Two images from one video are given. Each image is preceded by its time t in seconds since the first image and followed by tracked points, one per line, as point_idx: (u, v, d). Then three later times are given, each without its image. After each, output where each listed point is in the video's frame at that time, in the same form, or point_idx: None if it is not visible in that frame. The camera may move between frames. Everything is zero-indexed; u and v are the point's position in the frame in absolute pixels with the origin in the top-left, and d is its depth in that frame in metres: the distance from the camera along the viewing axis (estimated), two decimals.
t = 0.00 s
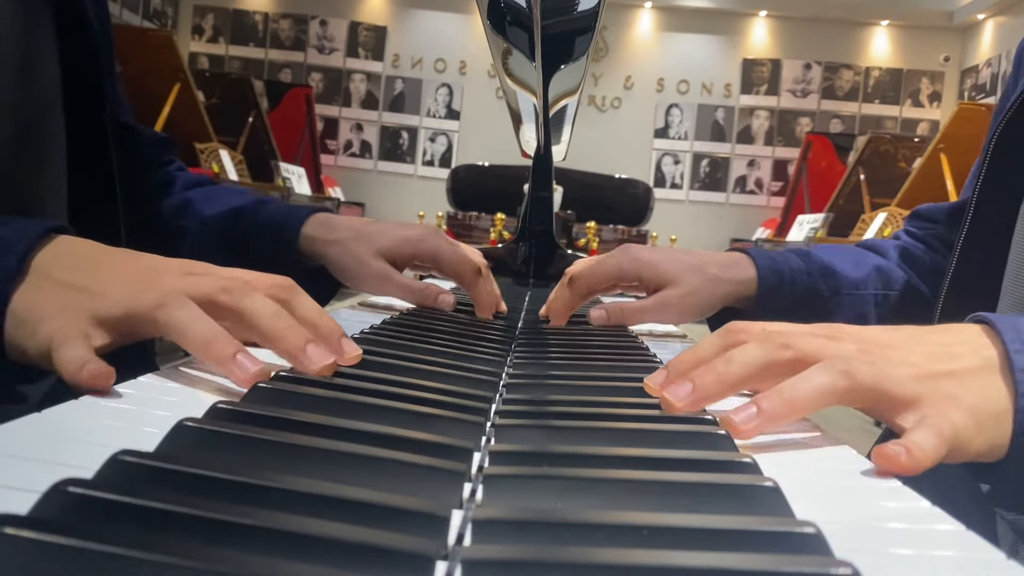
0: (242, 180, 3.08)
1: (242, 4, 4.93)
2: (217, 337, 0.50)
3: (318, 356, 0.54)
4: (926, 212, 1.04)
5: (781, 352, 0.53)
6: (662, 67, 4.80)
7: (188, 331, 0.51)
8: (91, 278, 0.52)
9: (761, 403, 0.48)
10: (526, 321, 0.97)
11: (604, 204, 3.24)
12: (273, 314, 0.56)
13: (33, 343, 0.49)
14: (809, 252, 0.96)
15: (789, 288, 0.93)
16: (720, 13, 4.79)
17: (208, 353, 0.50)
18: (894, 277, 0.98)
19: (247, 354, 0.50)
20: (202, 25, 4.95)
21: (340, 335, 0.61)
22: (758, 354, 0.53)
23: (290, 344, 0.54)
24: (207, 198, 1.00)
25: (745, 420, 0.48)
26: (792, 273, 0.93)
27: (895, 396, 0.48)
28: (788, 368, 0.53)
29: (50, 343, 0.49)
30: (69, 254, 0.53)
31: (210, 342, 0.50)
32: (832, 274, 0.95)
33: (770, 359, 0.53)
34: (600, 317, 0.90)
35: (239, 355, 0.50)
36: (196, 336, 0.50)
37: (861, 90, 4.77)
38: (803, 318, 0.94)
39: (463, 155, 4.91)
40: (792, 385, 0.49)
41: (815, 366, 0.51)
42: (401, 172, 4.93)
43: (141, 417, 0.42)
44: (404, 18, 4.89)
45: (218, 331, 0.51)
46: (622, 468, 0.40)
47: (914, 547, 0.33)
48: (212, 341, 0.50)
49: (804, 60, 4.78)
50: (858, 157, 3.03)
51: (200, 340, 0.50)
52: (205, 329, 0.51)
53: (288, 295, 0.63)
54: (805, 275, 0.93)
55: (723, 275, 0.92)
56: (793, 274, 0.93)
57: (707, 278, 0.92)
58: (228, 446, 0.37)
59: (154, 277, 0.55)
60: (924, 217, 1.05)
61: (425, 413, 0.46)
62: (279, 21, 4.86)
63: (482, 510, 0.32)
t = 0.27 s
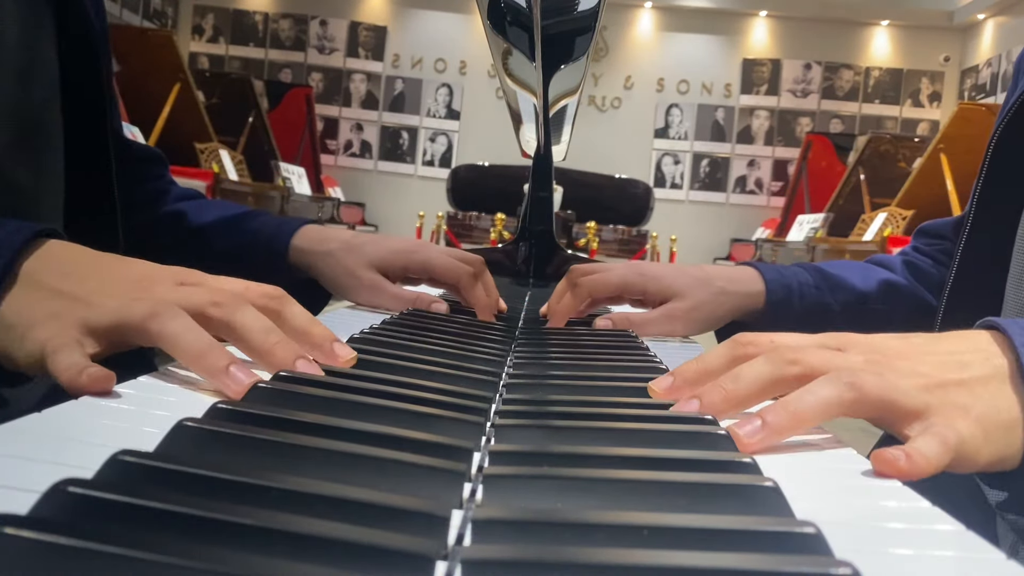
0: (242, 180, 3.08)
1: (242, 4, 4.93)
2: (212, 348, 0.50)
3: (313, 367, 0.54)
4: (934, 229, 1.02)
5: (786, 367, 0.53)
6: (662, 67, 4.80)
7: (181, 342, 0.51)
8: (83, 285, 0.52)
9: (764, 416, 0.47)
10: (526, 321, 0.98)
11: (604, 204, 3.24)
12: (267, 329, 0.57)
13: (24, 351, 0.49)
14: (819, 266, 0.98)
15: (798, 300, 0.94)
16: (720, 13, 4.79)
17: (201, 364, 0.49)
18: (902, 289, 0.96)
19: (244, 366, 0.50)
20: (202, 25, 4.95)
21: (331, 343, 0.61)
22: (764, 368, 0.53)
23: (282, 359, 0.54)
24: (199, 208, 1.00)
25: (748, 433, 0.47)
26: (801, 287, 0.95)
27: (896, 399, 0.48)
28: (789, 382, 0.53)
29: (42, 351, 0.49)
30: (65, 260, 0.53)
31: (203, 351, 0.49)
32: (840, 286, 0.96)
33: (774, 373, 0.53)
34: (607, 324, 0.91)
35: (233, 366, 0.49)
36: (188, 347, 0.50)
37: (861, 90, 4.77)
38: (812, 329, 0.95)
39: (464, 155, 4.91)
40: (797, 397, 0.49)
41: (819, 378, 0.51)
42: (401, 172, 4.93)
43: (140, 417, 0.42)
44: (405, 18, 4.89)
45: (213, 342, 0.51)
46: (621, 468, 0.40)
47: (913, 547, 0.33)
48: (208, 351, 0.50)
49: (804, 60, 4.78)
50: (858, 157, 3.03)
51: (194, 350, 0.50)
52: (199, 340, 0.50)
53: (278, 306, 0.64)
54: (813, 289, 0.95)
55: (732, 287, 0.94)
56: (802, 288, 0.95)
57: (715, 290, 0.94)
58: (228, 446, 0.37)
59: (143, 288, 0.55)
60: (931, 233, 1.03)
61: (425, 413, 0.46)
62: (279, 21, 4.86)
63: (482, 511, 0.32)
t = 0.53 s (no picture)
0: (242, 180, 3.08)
1: (242, 4, 4.93)
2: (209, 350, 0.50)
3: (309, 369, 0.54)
4: (933, 229, 1.03)
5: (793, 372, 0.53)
6: (662, 67, 4.80)
7: (178, 345, 0.51)
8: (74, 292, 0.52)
9: (767, 415, 0.48)
10: (527, 321, 0.98)
11: (604, 204, 3.24)
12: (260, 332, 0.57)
13: (15, 359, 0.48)
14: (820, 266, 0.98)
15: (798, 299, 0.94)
16: (720, 13, 4.79)
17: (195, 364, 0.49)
18: (902, 289, 0.96)
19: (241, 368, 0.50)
20: (202, 25, 4.95)
21: (318, 347, 0.60)
22: (771, 375, 0.53)
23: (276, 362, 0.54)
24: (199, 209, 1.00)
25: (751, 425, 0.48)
26: (802, 286, 0.95)
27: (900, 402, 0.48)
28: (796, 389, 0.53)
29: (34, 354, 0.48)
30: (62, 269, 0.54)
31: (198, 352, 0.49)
32: (840, 287, 0.95)
33: (780, 378, 0.53)
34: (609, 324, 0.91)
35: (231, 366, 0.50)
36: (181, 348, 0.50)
37: (861, 90, 4.77)
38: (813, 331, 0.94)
39: (464, 155, 4.91)
40: (800, 403, 0.49)
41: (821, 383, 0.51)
42: (401, 172, 4.93)
43: (141, 418, 0.42)
44: (405, 18, 4.89)
45: (209, 344, 0.51)
46: (621, 467, 0.40)
47: (913, 547, 0.33)
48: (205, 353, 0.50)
49: (804, 60, 4.78)
50: (858, 157, 3.03)
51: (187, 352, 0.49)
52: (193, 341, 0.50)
53: (266, 311, 0.65)
54: (814, 289, 0.94)
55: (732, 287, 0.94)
56: (804, 287, 0.95)
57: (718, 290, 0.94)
58: (230, 446, 0.37)
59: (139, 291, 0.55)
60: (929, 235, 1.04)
61: (426, 413, 0.46)
62: (279, 21, 4.86)
63: (482, 511, 0.32)
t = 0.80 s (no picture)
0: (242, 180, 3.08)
1: (242, 4, 4.93)
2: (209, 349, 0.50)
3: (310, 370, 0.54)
4: (935, 229, 1.04)
5: (796, 371, 0.53)
6: (662, 67, 4.80)
7: (177, 344, 0.51)
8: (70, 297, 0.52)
9: (767, 415, 0.48)
10: (527, 321, 0.98)
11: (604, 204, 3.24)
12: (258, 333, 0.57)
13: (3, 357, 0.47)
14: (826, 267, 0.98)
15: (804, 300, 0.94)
16: (720, 13, 4.79)
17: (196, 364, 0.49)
18: (906, 289, 0.96)
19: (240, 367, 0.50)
20: (202, 24, 4.94)
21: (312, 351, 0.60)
22: (775, 375, 0.54)
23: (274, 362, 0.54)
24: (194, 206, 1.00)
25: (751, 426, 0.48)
26: (807, 286, 0.95)
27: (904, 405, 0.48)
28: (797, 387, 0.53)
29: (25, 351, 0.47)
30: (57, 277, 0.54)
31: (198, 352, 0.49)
32: (845, 287, 0.95)
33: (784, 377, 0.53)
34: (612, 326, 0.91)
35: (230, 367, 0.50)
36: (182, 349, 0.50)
37: (861, 90, 4.77)
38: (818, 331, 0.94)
39: (464, 155, 4.91)
40: (802, 402, 0.49)
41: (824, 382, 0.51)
42: (401, 172, 4.93)
43: (141, 418, 0.42)
44: (405, 18, 4.88)
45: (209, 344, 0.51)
46: (621, 468, 0.40)
47: (914, 548, 0.33)
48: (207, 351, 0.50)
49: (804, 60, 4.78)
50: (858, 157, 3.03)
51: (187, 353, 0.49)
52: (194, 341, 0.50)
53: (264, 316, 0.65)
54: (819, 289, 0.94)
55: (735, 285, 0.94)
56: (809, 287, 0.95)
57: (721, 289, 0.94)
58: (230, 446, 0.37)
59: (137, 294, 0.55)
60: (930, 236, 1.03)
61: (426, 414, 0.46)
62: (279, 21, 4.86)
63: (482, 511, 0.32)
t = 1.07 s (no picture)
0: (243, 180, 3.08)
1: (243, 4, 4.93)
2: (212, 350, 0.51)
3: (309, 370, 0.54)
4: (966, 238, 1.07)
5: (795, 373, 0.54)
6: (662, 67, 4.80)
7: (177, 344, 0.51)
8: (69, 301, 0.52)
9: (767, 416, 0.48)
10: (526, 321, 0.98)
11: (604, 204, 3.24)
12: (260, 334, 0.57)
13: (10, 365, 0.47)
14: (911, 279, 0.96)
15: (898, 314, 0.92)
16: (720, 13, 4.79)
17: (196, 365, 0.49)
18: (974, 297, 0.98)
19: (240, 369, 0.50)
20: (202, 24, 4.94)
21: (314, 351, 0.60)
22: (775, 376, 0.54)
23: (271, 363, 0.54)
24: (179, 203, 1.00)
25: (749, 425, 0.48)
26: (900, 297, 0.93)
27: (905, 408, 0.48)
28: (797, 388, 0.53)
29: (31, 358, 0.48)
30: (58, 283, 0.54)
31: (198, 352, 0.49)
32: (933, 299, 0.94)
33: (782, 378, 0.54)
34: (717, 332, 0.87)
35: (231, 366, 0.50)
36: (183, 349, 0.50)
37: (861, 90, 4.77)
38: (912, 345, 0.92)
39: (464, 155, 4.91)
40: (799, 402, 0.49)
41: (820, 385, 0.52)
42: (401, 172, 4.93)
43: (143, 417, 0.42)
44: (405, 18, 4.89)
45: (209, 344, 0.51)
46: (620, 468, 0.40)
47: (913, 547, 0.33)
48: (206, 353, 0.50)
49: (804, 60, 4.78)
50: (858, 157, 3.03)
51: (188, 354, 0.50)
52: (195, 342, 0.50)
53: (265, 316, 0.65)
54: (912, 300, 0.93)
55: (738, 295, 0.94)
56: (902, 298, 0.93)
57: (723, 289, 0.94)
58: (230, 446, 0.37)
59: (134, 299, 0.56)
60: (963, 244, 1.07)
61: (426, 413, 0.46)
62: (279, 21, 4.86)
63: (483, 510, 0.32)
